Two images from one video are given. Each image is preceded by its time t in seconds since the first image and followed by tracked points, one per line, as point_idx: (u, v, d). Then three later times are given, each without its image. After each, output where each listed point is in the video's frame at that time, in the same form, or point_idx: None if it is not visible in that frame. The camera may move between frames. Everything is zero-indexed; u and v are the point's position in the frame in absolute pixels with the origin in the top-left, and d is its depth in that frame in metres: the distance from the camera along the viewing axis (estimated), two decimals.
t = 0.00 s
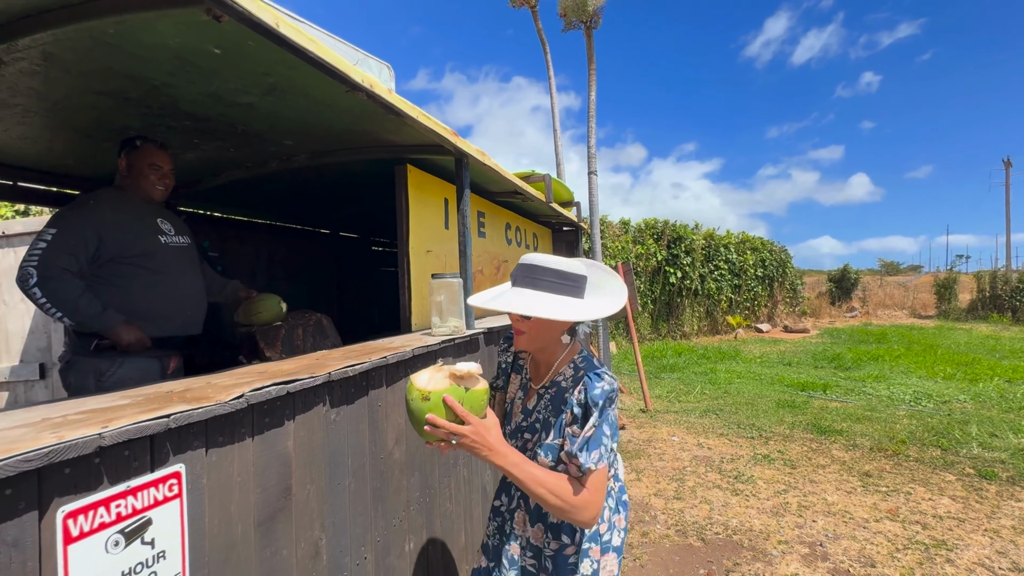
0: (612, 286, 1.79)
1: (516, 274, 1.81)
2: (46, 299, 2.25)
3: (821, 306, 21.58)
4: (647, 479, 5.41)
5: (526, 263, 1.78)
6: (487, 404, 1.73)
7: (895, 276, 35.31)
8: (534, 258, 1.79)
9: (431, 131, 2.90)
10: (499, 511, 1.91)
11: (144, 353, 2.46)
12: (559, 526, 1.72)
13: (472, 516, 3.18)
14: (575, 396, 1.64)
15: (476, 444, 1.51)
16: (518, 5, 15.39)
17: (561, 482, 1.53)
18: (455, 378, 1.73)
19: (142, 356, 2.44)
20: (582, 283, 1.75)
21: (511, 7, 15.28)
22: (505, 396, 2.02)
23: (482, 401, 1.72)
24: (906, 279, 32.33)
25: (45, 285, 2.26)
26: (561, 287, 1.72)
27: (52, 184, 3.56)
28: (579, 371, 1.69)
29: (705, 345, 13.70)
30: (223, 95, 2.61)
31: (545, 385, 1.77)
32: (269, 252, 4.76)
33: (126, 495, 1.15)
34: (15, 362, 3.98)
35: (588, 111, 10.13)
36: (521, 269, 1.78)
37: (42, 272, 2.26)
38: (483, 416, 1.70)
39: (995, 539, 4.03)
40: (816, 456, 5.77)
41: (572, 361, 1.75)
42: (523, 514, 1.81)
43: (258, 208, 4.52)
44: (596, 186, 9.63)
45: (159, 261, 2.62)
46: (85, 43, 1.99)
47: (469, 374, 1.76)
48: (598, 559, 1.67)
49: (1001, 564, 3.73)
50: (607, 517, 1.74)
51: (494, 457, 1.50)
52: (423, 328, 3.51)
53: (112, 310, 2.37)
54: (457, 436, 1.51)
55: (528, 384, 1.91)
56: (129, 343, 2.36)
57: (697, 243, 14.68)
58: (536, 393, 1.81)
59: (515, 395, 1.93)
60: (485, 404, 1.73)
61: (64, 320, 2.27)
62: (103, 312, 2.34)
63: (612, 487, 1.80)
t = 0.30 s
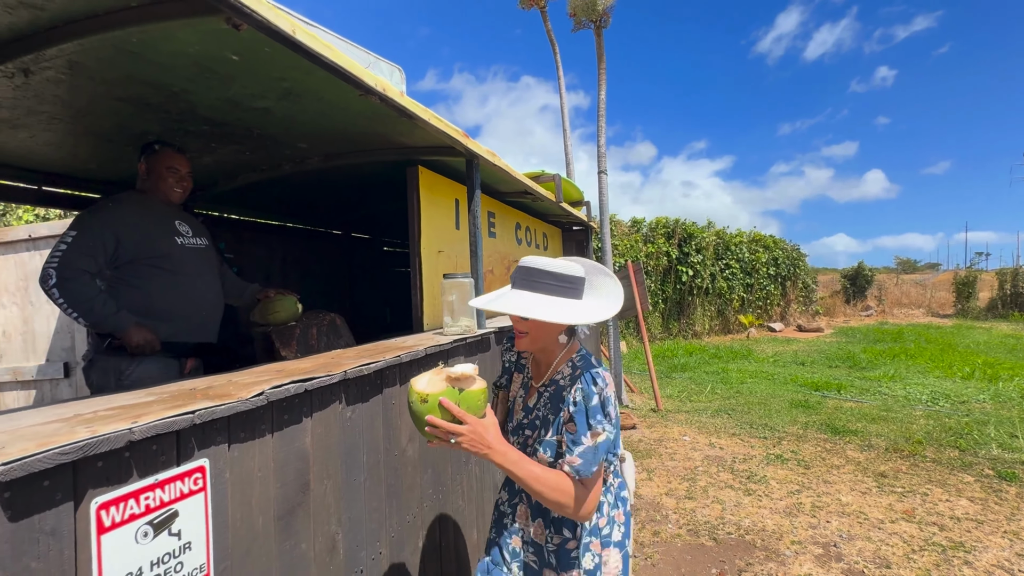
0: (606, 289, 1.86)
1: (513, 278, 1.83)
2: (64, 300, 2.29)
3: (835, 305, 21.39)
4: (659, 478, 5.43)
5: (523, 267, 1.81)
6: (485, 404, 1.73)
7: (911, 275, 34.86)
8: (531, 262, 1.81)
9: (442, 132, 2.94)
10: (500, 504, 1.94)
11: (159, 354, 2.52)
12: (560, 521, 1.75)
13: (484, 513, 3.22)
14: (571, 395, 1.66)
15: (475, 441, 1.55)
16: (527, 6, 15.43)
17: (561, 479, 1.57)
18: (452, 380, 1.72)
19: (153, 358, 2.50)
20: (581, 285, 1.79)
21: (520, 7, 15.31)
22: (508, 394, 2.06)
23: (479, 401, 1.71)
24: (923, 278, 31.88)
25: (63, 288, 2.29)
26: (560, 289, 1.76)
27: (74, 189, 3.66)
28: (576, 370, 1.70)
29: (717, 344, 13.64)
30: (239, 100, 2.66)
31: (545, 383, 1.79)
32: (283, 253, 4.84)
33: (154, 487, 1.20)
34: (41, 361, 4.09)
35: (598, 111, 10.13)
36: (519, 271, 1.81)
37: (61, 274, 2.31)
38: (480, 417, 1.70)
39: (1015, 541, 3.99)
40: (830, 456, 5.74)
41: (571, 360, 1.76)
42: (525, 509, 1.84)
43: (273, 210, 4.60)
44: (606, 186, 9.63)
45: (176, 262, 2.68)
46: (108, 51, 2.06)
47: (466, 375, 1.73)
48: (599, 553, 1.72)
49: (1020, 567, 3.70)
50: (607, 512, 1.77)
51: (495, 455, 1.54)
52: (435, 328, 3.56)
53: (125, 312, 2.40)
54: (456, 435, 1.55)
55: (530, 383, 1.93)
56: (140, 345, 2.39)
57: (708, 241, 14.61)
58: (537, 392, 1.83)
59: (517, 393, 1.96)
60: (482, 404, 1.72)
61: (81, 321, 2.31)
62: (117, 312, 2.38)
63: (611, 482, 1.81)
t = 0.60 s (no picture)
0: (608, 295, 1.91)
1: (517, 280, 1.86)
2: (96, 302, 2.40)
3: (848, 304, 21.22)
4: (670, 477, 5.45)
5: (528, 269, 1.83)
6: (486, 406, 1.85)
7: (925, 273, 34.48)
8: (536, 263, 1.83)
9: (453, 135, 2.99)
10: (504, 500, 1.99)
11: (185, 350, 2.60)
12: (568, 513, 1.80)
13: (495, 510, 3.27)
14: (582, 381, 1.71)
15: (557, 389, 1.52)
16: (536, 6, 15.51)
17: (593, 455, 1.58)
18: (460, 381, 1.79)
19: (190, 347, 2.61)
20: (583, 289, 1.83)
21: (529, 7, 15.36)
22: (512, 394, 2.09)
23: (482, 403, 1.82)
24: (940, 276, 31.49)
25: (95, 290, 2.40)
26: (561, 293, 1.78)
27: (97, 192, 3.76)
28: (585, 362, 1.75)
29: (728, 344, 13.61)
30: (257, 105, 2.73)
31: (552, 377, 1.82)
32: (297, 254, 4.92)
33: (185, 478, 1.26)
34: (70, 359, 4.21)
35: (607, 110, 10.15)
36: (522, 274, 1.84)
37: (91, 276, 2.41)
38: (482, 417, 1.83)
39: None
40: (843, 457, 5.73)
41: (576, 355, 1.82)
42: (529, 504, 1.88)
43: (288, 212, 4.68)
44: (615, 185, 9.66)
45: (195, 262, 2.75)
46: (133, 59, 2.13)
47: (474, 378, 1.79)
48: (606, 543, 1.76)
49: None
50: (612, 502, 1.80)
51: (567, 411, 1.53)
52: (447, 327, 3.62)
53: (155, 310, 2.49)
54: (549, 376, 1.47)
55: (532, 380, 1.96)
56: (175, 339, 2.50)
57: (718, 240, 14.57)
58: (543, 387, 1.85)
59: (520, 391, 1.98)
60: (485, 406, 1.84)
61: (116, 321, 2.42)
62: (147, 311, 2.46)
63: (616, 473, 1.85)
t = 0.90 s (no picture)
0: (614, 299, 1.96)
1: (521, 289, 1.89)
2: (117, 302, 2.43)
3: (860, 304, 21.08)
4: (678, 477, 5.46)
5: (531, 276, 1.86)
6: (499, 404, 1.87)
7: (938, 272, 34.13)
8: (538, 270, 1.86)
9: (462, 135, 3.03)
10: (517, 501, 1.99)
11: (199, 347, 2.68)
12: (580, 501, 1.80)
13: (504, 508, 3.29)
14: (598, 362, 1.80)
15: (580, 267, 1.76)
16: (542, 6, 15.56)
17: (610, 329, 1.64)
18: (472, 377, 1.83)
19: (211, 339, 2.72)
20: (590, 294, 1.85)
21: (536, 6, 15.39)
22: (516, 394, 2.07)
23: (494, 401, 1.85)
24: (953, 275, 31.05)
25: (117, 289, 2.43)
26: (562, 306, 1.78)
27: (114, 195, 3.83)
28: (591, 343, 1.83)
29: (737, 343, 13.57)
30: (268, 107, 2.78)
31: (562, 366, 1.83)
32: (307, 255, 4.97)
33: (203, 472, 1.30)
34: (91, 357, 4.28)
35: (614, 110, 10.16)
36: (526, 282, 1.86)
37: (110, 277, 2.44)
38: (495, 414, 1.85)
39: None
40: (853, 457, 5.71)
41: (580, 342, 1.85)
42: (546, 500, 1.90)
43: (298, 212, 4.74)
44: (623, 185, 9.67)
45: (207, 262, 2.81)
46: (149, 64, 2.18)
47: (484, 374, 1.87)
48: (615, 530, 1.83)
49: None
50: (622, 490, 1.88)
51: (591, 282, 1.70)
52: (456, 326, 3.65)
53: (174, 307, 2.55)
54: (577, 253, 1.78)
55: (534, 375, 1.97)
56: (199, 333, 2.62)
57: (727, 239, 14.52)
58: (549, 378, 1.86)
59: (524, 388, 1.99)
60: (498, 404, 1.87)
61: (139, 318, 2.46)
62: (167, 309, 2.53)
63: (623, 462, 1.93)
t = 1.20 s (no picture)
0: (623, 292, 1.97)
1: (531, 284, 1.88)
2: (129, 302, 2.48)
3: (869, 303, 20.97)
4: (685, 477, 5.46)
5: (544, 272, 1.86)
6: (529, 408, 1.86)
7: (948, 271, 33.85)
8: (550, 268, 1.87)
9: (468, 135, 3.04)
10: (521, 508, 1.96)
11: (208, 345, 2.71)
12: (600, 501, 1.82)
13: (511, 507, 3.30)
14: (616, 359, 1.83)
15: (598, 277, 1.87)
16: (547, 5, 15.58)
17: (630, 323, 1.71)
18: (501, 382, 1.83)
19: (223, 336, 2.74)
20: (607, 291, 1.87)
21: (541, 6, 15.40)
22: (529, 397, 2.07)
23: (524, 405, 1.84)
24: (963, 274, 30.71)
25: (128, 289, 2.48)
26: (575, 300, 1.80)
27: (125, 195, 3.87)
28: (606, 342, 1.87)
29: (744, 343, 13.52)
30: (277, 108, 2.80)
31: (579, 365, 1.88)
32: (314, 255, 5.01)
33: (215, 469, 1.32)
34: (103, 355, 4.33)
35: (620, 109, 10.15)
36: (537, 276, 1.87)
37: (122, 278, 2.48)
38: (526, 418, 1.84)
39: None
40: (862, 458, 5.68)
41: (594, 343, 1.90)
42: (558, 506, 1.90)
43: (306, 212, 4.77)
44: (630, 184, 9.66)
45: (217, 261, 2.83)
46: (160, 65, 2.21)
47: (513, 378, 1.85)
48: (635, 526, 1.88)
49: None
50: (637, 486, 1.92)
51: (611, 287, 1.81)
52: (462, 325, 3.66)
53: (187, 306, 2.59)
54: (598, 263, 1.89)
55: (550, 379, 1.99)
56: (211, 332, 2.63)
57: (734, 239, 14.47)
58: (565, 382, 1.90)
59: (539, 392, 1.99)
60: (528, 407, 1.85)
61: (151, 317, 2.51)
62: (180, 308, 2.56)
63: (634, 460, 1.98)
